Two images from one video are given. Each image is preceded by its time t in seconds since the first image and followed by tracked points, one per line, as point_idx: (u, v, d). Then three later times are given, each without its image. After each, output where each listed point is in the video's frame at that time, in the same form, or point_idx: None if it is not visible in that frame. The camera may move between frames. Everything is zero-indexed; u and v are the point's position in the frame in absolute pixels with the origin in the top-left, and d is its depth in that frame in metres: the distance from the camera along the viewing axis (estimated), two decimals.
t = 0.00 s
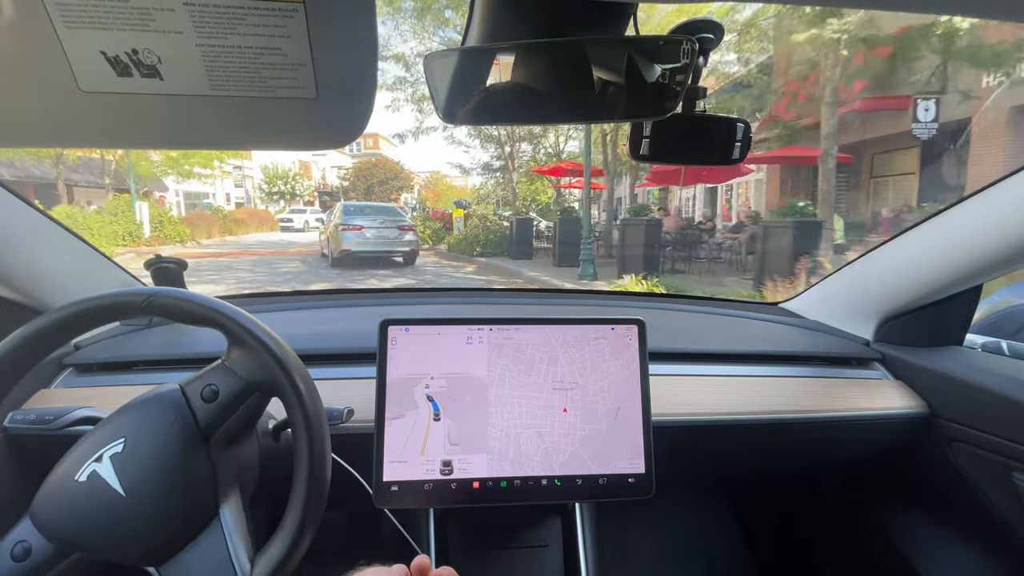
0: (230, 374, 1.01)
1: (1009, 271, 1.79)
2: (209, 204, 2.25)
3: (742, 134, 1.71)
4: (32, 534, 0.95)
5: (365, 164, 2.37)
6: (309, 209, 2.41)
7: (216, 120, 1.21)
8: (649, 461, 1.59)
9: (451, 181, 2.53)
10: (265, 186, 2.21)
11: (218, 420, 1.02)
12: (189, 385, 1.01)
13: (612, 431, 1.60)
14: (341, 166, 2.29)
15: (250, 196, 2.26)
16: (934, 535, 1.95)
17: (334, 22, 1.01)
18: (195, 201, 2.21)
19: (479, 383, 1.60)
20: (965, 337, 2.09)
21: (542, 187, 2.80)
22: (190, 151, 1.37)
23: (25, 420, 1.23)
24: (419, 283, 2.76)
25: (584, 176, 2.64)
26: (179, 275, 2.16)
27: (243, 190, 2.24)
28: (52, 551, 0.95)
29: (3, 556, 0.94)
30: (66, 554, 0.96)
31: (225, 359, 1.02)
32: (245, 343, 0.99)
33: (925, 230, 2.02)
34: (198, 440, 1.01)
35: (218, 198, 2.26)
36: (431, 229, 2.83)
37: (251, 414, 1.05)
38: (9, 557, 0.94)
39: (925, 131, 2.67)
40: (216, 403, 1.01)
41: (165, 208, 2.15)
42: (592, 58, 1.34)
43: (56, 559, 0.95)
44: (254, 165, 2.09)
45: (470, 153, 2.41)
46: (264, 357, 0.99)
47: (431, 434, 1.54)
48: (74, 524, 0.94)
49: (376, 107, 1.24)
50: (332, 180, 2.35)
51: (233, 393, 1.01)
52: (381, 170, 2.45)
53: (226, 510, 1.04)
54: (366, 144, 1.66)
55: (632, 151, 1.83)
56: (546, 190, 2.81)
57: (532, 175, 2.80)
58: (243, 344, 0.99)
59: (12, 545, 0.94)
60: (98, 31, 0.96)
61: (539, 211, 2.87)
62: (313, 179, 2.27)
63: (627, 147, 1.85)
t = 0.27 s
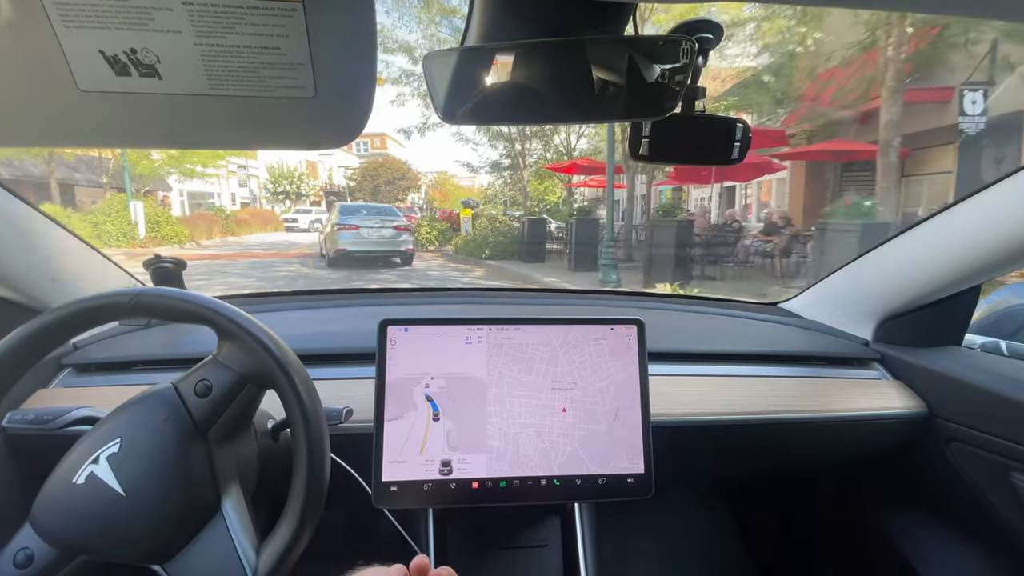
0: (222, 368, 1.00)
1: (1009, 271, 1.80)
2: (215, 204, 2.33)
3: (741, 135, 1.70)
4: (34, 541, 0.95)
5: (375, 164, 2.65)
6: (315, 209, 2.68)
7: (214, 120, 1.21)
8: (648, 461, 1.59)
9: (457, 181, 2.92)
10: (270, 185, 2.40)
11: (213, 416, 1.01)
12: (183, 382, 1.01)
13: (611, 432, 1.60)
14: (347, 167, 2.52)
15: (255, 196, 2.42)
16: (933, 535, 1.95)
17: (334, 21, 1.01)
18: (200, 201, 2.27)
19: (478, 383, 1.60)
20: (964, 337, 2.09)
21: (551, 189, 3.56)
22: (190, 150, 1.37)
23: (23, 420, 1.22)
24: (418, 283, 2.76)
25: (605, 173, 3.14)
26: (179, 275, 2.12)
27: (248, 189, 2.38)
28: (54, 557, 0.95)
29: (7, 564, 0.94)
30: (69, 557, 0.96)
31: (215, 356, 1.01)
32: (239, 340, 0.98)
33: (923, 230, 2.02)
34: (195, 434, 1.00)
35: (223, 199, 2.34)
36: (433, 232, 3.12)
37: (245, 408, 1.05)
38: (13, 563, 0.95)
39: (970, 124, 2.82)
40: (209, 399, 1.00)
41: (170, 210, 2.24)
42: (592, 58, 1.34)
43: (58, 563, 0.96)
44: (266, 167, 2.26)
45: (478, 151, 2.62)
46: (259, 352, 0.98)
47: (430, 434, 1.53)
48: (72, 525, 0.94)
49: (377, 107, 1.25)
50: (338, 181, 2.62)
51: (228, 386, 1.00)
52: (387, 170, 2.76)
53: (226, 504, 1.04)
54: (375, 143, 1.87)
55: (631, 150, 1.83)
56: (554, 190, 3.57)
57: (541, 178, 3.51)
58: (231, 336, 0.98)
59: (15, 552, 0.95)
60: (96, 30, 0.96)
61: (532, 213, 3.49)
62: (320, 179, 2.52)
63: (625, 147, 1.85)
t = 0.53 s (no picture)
0: (218, 368, 1.00)
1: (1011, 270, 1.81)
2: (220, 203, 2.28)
3: (740, 137, 1.71)
4: (33, 544, 0.95)
5: (382, 164, 2.51)
6: (321, 208, 2.58)
7: (213, 121, 1.21)
8: (647, 462, 1.59)
9: (466, 181, 2.64)
10: (278, 186, 2.35)
11: (210, 416, 1.01)
12: (178, 382, 1.00)
13: (610, 433, 1.60)
14: (355, 165, 2.36)
15: (263, 196, 2.36)
16: (932, 536, 1.95)
17: (332, 22, 1.01)
18: (205, 201, 2.22)
19: (476, 384, 1.60)
20: (963, 338, 2.10)
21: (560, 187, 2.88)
22: (190, 151, 1.36)
23: (23, 422, 1.26)
24: (417, 285, 2.75)
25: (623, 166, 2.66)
26: (175, 276, 2.08)
27: (255, 188, 2.31)
28: (52, 560, 0.94)
29: (5, 568, 0.94)
30: (68, 560, 0.95)
31: (211, 355, 1.01)
32: (235, 339, 0.98)
33: (921, 232, 2.02)
34: (192, 435, 1.00)
35: (230, 198, 2.29)
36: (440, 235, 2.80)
37: (241, 408, 1.05)
38: (11, 567, 0.94)
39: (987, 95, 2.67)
40: (206, 398, 1.00)
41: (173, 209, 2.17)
42: (591, 60, 1.36)
43: (57, 567, 0.95)
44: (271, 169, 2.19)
45: (489, 149, 2.45)
46: (255, 351, 0.98)
47: (429, 435, 1.53)
48: (69, 526, 0.94)
49: (376, 107, 1.24)
50: (346, 181, 2.50)
51: (224, 384, 1.00)
52: (395, 170, 2.60)
53: (225, 504, 1.04)
54: (384, 144, 2.03)
55: (630, 152, 1.84)
56: (565, 189, 2.89)
57: (554, 173, 2.83)
58: (226, 336, 0.98)
59: (14, 556, 0.94)
60: (94, 30, 0.96)
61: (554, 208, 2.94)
62: (328, 179, 2.42)
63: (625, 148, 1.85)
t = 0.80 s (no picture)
0: (217, 367, 1.00)
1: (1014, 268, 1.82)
2: (227, 203, 2.27)
3: (739, 138, 1.72)
4: (34, 548, 0.95)
5: (388, 163, 2.42)
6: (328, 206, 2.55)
7: (214, 122, 1.21)
8: (647, 462, 1.59)
9: (474, 182, 2.60)
10: (285, 185, 2.26)
11: (209, 415, 1.01)
12: (177, 382, 1.00)
13: (610, 433, 1.60)
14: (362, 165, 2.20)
15: (270, 195, 2.30)
16: (931, 537, 1.96)
17: (333, 23, 1.01)
18: (210, 200, 2.21)
19: (476, 384, 1.60)
20: (962, 338, 2.09)
21: (571, 188, 3.03)
22: (192, 152, 1.37)
23: (24, 422, 1.25)
24: (417, 285, 2.75)
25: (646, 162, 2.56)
26: (175, 278, 2.08)
27: (262, 188, 2.26)
28: (53, 564, 0.94)
29: (7, 572, 0.93)
30: (69, 564, 0.95)
31: (210, 354, 1.01)
32: (233, 338, 0.98)
33: (920, 232, 2.03)
34: (192, 434, 1.00)
35: (235, 198, 2.27)
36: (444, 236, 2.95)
37: (240, 407, 1.05)
38: (13, 570, 0.94)
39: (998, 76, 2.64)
40: (205, 398, 1.00)
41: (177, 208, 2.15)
42: (591, 61, 1.35)
43: (57, 571, 0.94)
44: (276, 167, 2.10)
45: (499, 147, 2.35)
46: (255, 350, 0.98)
47: (429, 436, 1.53)
48: (70, 528, 0.94)
49: (377, 108, 1.25)
50: (355, 181, 2.39)
51: (223, 383, 1.00)
52: (403, 169, 2.54)
53: (226, 503, 1.03)
54: (392, 144, 2.02)
55: (631, 152, 1.84)
56: (576, 188, 3.03)
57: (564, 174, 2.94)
58: (224, 335, 0.99)
59: (15, 560, 0.94)
60: (95, 31, 0.96)
61: (561, 207, 3.07)
62: (334, 179, 2.30)
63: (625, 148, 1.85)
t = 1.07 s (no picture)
0: (213, 366, 1.00)
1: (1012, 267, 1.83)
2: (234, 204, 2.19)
3: (738, 138, 1.72)
4: (35, 551, 0.94)
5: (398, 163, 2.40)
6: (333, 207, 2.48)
7: (212, 122, 1.21)
8: (647, 462, 1.59)
9: (484, 182, 2.54)
10: (292, 185, 2.25)
11: (207, 414, 1.01)
12: (174, 381, 1.00)
13: (610, 434, 1.60)
14: (370, 164, 2.29)
15: (277, 196, 2.26)
16: (930, 537, 1.96)
17: (332, 24, 1.01)
18: (217, 200, 2.16)
19: (475, 384, 1.60)
20: (961, 338, 2.09)
21: (582, 187, 2.78)
22: (192, 152, 1.37)
23: (20, 422, 1.24)
24: (416, 285, 2.74)
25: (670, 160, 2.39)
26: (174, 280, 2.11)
27: (269, 188, 2.22)
28: (53, 566, 0.94)
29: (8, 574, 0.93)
30: (71, 565, 0.95)
31: (206, 353, 1.01)
32: (229, 336, 0.99)
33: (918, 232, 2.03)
34: (190, 433, 1.00)
35: (241, 197, 2.19)
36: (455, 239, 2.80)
37: (236, 405, 1.05)
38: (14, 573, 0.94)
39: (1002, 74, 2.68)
40: (202, 396, 1.00)
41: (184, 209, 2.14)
42: (588, 61, 1.35)
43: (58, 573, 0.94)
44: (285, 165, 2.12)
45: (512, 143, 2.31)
46: (250, 347, 0.98)
47: (428, 435, 1.53)
48: (69, 528, 0.94)
49: (376, 107, 1.25)
50: (364, 180, 2.40)
51: (218, 380, 1.00)
52: (412, 169, 2.48)
53: (226, 501, 1.03)
54: (401, 143, 2.14)
55: (630, 152, 1.84)
56: (590, 188, 2.78)
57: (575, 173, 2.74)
58: (218, 332, 0.99)
59: (16, 564, 0.94)
60: (93, 32, 0.96)
61: (579, 209, 2.83)
62: (343, 179, 2.32)
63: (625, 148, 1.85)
